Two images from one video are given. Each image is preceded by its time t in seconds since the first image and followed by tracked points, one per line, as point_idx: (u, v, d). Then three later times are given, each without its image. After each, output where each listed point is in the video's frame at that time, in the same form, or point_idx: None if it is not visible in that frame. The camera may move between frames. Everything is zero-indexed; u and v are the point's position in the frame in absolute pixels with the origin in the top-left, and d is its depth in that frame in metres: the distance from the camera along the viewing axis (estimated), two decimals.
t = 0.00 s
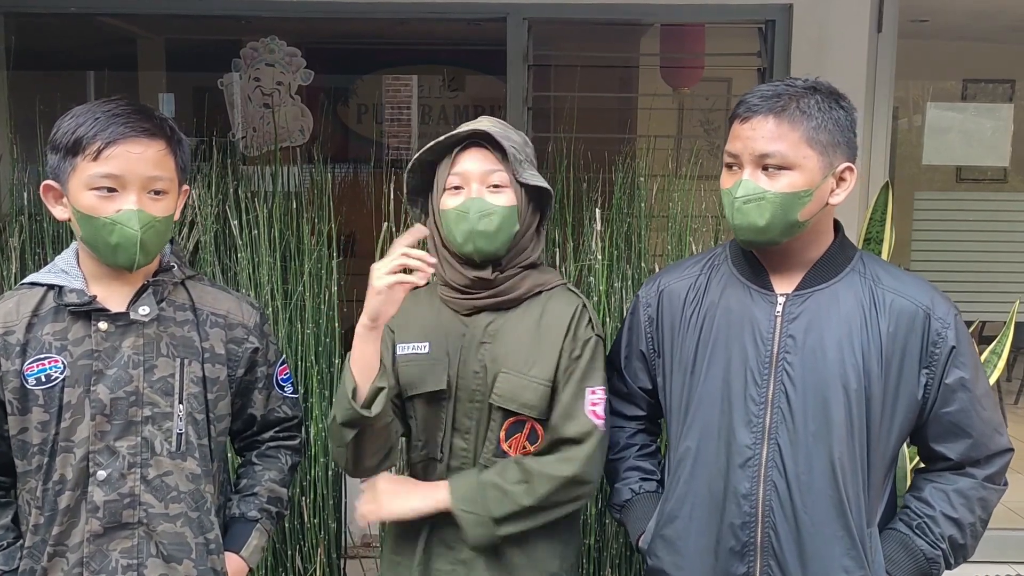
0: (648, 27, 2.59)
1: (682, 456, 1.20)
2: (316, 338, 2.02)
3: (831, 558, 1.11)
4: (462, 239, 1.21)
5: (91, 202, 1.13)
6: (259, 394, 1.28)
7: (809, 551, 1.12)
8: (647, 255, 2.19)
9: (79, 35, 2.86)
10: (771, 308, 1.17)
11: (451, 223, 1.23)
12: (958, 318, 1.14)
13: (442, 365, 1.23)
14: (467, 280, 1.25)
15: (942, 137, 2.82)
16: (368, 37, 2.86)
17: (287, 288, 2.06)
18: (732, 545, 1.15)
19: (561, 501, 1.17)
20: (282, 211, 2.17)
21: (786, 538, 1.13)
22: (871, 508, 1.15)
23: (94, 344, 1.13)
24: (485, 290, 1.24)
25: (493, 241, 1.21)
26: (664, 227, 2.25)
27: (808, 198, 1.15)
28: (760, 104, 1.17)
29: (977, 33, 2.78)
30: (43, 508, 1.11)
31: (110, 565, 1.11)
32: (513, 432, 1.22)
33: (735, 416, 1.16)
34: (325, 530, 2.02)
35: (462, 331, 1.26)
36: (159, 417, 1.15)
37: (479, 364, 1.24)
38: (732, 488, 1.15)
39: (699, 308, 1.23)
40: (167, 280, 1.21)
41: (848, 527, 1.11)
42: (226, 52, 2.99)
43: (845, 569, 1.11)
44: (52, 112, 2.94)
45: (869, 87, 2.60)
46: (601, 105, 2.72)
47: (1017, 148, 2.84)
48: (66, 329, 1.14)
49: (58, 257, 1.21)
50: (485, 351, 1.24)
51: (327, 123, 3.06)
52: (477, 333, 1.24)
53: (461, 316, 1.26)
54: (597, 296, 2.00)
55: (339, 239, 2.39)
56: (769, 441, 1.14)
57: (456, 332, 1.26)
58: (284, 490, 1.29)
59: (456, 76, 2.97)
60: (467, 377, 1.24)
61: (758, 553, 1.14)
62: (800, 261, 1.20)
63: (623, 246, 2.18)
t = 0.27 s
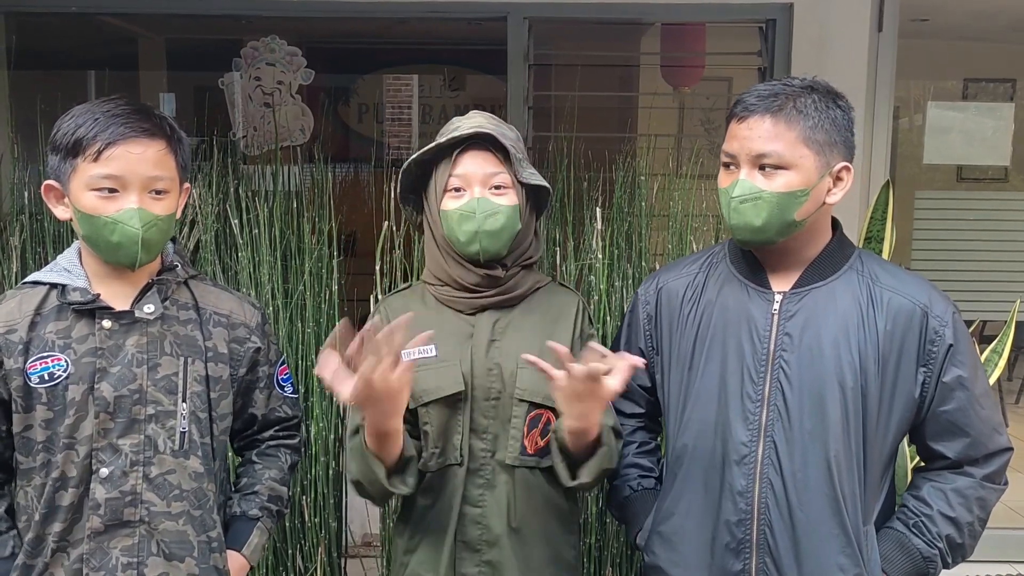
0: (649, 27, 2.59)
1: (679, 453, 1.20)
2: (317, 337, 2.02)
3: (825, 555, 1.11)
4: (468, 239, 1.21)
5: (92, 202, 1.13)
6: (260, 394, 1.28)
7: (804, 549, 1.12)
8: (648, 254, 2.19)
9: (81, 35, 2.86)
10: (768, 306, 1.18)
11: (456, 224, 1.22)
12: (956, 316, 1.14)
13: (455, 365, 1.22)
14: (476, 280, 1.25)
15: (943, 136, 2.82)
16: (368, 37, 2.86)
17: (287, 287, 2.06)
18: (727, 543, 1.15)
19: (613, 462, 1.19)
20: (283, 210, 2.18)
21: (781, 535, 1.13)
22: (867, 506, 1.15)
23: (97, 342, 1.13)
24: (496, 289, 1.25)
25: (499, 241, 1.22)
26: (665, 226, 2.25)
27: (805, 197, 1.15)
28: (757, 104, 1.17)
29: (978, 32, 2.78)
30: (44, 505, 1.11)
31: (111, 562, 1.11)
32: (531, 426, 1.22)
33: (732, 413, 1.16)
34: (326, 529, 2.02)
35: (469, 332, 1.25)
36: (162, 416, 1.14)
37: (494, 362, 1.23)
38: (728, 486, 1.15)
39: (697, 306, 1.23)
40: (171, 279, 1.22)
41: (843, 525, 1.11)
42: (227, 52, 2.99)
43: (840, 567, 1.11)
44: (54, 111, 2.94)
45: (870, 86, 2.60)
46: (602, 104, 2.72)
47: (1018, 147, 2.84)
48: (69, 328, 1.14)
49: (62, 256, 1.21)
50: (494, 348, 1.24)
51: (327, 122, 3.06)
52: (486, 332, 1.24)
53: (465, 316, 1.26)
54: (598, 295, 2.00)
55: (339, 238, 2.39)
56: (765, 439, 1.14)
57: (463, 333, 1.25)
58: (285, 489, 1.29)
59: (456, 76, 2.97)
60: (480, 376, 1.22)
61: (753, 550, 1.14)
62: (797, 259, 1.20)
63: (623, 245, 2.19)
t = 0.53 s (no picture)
0: (650, 27, 2.59)
1: (678, 453, 1.21)
2: (318, 337, 2.02)
3: (823, 554, 1.11)
4: (466, 241, 1.21)
5: (99, 199, 1.13)
6: (268, 386, 1.30)
7: (802, 547, 1.12)
8: (649, 254, 2.19)
9: (83, 34, 2.86)
10: (765, 306, 1.18)
11: (454, 225, 1.22)
12: (953, 315, 1.14)
13: (448, 369, 1.22)
14: (472, 283, 1.24)
15: (944, 136, 2.82)
16: (369, 37, 2.87)
17: (289, 287, 2.06)
18: (726, 542, 1.15)
19: (592, 485, 1.21)
20: (283, 211, 2.18)
21: (779, 534, 1.13)
22: (865, 504, 1.15)
23: (104, 341, 1.13)
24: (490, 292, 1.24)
25: (496, 242, 1.22)
26: (667, 226, 2.25)
27: (805, 198, 1.15)
28: (759, 104, 1.17)
29: (979, 32, 2.78)
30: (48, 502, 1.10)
31: (123, 560, 1.11)
32: (526, 434, 1.22)
33: (729, 412, 1.16)
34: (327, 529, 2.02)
35: (466, 336, 1.25)
36: (170, 414, 1.15)
37: (489, 365, 1.23)
38: (726, 485, 1.15)
39: (694, 307, 1.23)
40: (177, 278, 1.22)
41: (841, 524, 1.11)
42: (228, 52, 3.00)
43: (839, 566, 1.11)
44: (56, 111, 2.94)
45: (873, 85, 2.60)
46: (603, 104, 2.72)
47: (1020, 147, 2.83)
48: (74, 327, 1.13)
49: (65, 254, 1.21)
50: (490, 349, 1.23)
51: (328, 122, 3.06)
52: (482, 335, 1.24)
53: (463, 318, 1.26)
54: (599, 295, 2.00)
55: (340, 239, 2.39)
56: (763, 438, 1.14)
57: (460, 337, 1.25)
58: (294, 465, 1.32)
59: (457, 76, 2.97)
60: (475, 381, 1.22)
61: (751, 550, 1.14)
62: (792, 259, 1.20)
63: (624, 245, 2.19)
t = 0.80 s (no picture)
0: (650, 27, 2.59)
1: (677, 453, 1.20)
2: (319, 337, 2.02)
3: (824, 554, 1.11)
4: (446, 248, 1.22)
5: (104, 197, 1.13)
6: (266, 385, 1.30)
7: (803, 548, 1.12)
8: (649, 254, 2.19)
9: (83, 34, 2.86)
10: (764, 307, 1.18)
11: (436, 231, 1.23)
12: (951, 315, 1.14)
13: (445, 365, 1.22)
14: (473, 278, 1.25)
15: (944, 136, 2.81)
16: (369, 37, 2.87)
17: (289, 287, 2.06)
18: (727, 543, 1.15)
19: (570, 475, 1.12)
20: (284, 211, 2.18)
21: (779, 535, 1.13)
22: (865, 505, 1.15)
23: (105, 339, 1.13)
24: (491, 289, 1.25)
25: (476, 248, 1.21)
26: (667, 227, 2.25)
27: (808, 199, 1.15)
28: (763, 104, 1.17)
29: (979, 32, 2.78)
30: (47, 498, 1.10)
31: (128, 556, 1.11)
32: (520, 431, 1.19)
33: (728, 414, 1.16)
34: (327, 529, 2.02)
35: (466, 331, 1.25)
36: (172, 412, 1.15)
37: (486, 362, 1.23)
38: (726, 486, 1.15)
39: (692, 308, 1.23)
40: (177, 276, 1.22)
41: (842, 524, 1.11)
42: (228, 52, 3.00)
43: (839, 567, 1.11)
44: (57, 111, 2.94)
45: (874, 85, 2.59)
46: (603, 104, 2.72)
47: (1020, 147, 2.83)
48: (74, 325, 1.13)
49: (64, 253, 1.21)
50: (489, 348, 1.23)
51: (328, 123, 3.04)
52: (481, 332, 1.24)
53: (462, 314, 1.26)
54: (599, 296, 2.00)
55: (340, 239, 2.40)
56: (762, 439, 1.14)
57: (459, 332, 1.25)
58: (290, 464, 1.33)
59: (458, 76, 2.97)
60: (472, 376, 1.22)
61: (751, 550, 1.14)
62: (793, 259, 1.20)
63: (625, 245, 2.19)
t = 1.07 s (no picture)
0: (651, 27, 2.59)
1: (680, 455, 1.20)
2: (319, 337, 2.02)
3: (828, 556, 1.11)
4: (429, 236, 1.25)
5: (95, 200, 1.13)
6: (262, 390, 1.29)
7: (806, 550, 1.12)
8: (650, 254, 2.19)
9: (84, 33, 2.86)
10: (767, 309, 1.17)
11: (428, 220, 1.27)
12: (954, 317, 1.13)
13: (429, 358, 1.24)
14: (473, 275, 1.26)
15: (945, 137, 2.81)
16: (370, 36, 2.86)
17: (290, 287, 2.06)
18: (730, 545, 1.15)
19: (488, 481, 1.10)
20: (284, 211, 2.18)
21: (783, 537, 1.13)
22: (868, 507, 1.15)
23: (111, 338, 1.13)
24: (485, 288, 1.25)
25: (448, 239, 1.22)
26: (668, 227, 2.25)
27: (813, 199, 1.15)
28: (769, 103, 1.17)
29: (979, 32, 2.77)
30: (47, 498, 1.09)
31: (127, 556, 1.11)
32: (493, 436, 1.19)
33: (731, 416, 1.16)
34: (327, 530, 2.02)
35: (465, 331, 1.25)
36: (175, 412, 1.15)
37: (466, 360, 1.22)
38: (729, 488, 1.15)
39: (695, 309, 1.23)
40: (180, 279, 1.22)
41: (846, 526, 1.11)
42: (229, 51, 3.00)
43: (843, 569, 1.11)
44: (58, 111, 2.94)
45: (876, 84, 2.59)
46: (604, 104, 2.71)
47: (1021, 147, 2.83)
48: (82, 323, 1.13)
49: (67, 252, 1.20)
50: (471, 346, 1.23)
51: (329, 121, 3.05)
52: (472, 331, 1.24)
53: (462, 312, 1.27)
54: (600, 296, 2.00)
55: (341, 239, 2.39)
56: (766, 441, 1.14)
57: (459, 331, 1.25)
58: (284, 476, 1.31)
59: (458, 75, 2.97)
60: (451, 371, 1.23)
61: (755, 552, 1.14)
62: (794, 260, 1.20)
63: (625, 245, 2.18)
